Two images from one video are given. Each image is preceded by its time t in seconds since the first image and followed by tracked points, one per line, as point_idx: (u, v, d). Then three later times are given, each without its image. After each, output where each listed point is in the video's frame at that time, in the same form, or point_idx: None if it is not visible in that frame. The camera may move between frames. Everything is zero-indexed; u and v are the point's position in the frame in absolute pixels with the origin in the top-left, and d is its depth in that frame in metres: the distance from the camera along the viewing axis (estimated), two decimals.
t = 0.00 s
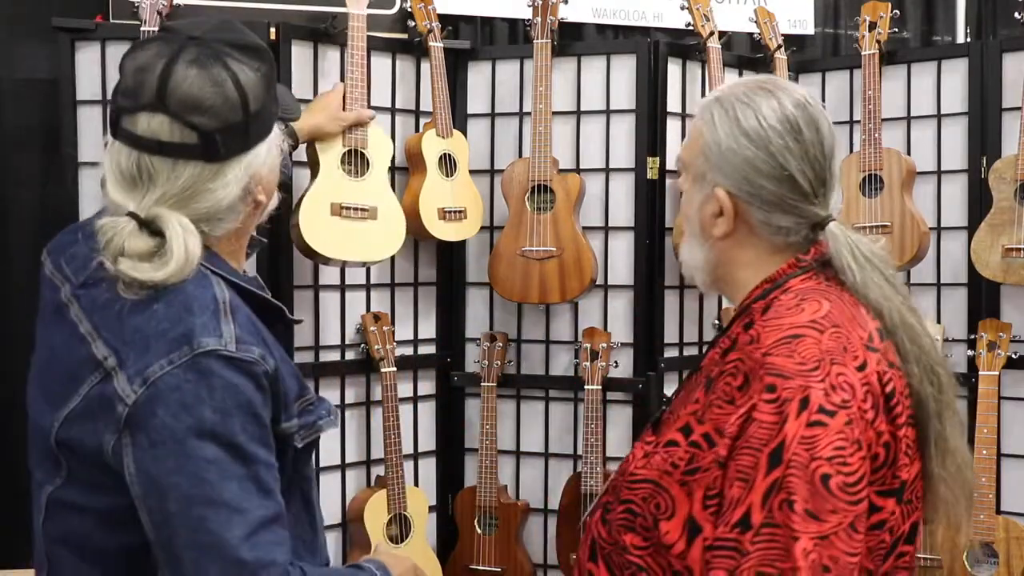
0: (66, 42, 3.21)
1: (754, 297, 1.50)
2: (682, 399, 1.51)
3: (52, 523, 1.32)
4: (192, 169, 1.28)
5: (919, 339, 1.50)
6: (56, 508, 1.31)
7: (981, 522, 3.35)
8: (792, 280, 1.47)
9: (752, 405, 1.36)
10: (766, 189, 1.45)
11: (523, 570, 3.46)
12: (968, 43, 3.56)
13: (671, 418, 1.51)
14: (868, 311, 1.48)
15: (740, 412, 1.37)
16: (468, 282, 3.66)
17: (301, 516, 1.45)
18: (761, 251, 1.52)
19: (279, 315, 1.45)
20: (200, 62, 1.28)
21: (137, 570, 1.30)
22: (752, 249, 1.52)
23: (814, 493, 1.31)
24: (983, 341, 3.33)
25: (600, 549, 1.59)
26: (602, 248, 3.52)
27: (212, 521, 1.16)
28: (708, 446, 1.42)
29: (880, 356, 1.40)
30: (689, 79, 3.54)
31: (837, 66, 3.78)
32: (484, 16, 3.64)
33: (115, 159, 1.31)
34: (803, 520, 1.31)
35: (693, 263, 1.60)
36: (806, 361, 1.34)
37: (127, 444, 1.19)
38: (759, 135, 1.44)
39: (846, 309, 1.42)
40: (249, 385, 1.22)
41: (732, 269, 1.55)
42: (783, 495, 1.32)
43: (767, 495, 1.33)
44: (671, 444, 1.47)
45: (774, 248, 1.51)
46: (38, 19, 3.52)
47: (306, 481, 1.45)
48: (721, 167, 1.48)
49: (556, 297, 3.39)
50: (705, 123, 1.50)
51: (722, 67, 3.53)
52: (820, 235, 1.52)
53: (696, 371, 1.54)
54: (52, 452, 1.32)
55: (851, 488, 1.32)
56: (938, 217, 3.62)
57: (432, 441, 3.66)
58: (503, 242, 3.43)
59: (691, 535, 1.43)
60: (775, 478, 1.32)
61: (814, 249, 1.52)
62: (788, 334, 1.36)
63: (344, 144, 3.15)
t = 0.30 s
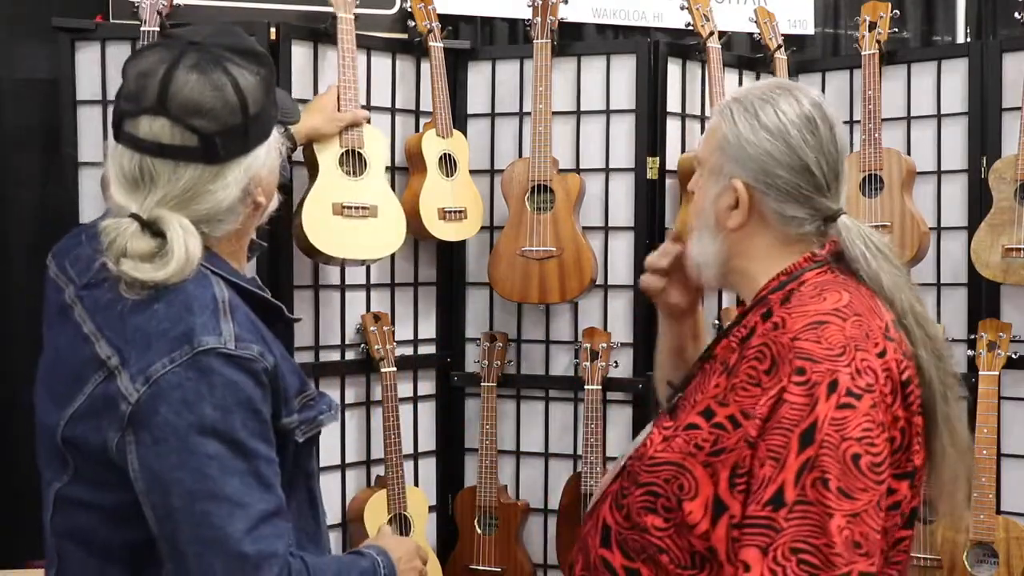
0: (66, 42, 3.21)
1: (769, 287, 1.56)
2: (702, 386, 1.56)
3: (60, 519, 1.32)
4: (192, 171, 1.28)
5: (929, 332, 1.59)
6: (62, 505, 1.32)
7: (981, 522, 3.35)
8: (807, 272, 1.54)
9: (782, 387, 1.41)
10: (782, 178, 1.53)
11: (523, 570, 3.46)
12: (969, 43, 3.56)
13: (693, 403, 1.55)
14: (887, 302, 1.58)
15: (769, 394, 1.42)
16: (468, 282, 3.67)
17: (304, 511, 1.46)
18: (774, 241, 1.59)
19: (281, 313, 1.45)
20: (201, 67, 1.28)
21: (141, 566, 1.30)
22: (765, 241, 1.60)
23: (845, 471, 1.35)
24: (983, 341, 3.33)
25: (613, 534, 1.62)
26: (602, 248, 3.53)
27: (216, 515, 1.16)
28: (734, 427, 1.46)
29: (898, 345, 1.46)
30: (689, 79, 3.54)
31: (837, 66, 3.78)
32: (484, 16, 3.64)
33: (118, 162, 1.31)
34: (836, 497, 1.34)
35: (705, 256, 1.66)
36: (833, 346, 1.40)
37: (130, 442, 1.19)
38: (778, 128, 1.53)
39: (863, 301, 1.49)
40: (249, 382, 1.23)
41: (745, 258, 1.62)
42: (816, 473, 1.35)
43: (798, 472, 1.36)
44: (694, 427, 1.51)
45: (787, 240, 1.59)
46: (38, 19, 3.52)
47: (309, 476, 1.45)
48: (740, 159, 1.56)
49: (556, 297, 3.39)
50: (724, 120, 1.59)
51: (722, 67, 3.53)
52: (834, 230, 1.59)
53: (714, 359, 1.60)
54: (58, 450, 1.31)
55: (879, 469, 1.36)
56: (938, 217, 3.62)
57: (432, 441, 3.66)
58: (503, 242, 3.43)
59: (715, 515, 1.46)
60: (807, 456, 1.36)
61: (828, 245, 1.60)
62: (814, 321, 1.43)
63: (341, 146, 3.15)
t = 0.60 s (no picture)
0: (66, 42, 3.22)
1: (780, 289, 1.57)
2: (714, 389, 1.56)
3: (61, 518, 1.32)
4: (185, 172, 1.28)
5: (931, 328, 1.63)
6: (63, 505, 1.32)
7: (981, 522, 3.35)
8: (817, 275, 1.56)
9: (810, 393, 1.41)
10: (789, 179, 1.54)
11: (523, 570, 3.46)
12: (969, 43, 3.56)
13: (707, 407, 1.55)
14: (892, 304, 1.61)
15: (797, 401, 1.42)
16: (468, 282, 3.67)
17: (305, 510, 1.46)
18: (779, 242, 1.60)
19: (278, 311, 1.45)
20: (200, 70, 1.29)
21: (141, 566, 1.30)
22: (772, 242, 1.60)
23: (882, 474, 1.37)
24: (983, 342, 3.33)
25: (627, 539, 1.62)
26: (602, 248, 3.53)
27: (214, 515, 1.17)
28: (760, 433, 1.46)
29: (908, 346, 1.50)
30: (689, 79, 3.54)
31: (837, 66, 3.78)
32: (484, 16, 3.64)
33: (117, 163, 1.32)
34: (874, 500, 1.36)
35: (710, 259, 1.67)
36: (856, 351, 1.41)
37: (129, 442, 1.19)
38: (784, 130, 1.55)
39: (876, 303, 1.51)
40: (249, 383, 1.23)
41: (750, 259, 1.62)
42: (853, 477, 1.37)
43: (838, 477, 1.37)
44: (715, 431, 1.50)
45: (794, 240, 1.59)
46: (38, 19, 3.52)
47: (309, 474, 1.45)
48: (746, 160, 1.57)
49: (556, 298, 3.39)
50: (727, 122, 1.60)
51: (722, 67, 3.53)
52: (839, 233, 1.65)
53: (724, 359, 1.60)
54: (59, 450, 1.32)
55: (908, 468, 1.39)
56: (938, 217, 3.62)
57: (432, 441, 3.66)
58: (503, 242, 3.43)
59: (743, 519, 1.46)
60: (843, 461, 1.37)
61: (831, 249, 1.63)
62: (836, 325, 1.44)
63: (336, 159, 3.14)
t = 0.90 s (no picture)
0: (66, 42, 3.21)
1: (783, 289, 1.58)
2: (722, 389, 1.57)
3: (60, 514, 1.32)
4: (186, 164, 1.28)
5: (928, 328, 1.64)
6: (62, 501, 1.32)
7: (981, 522, 3.35)
8: (818, 275, 1.58)
9: (826, 392, 1.42)
10: (781, 178, 1.55)
11: (524, 569, 3.46)
12: (969, 43, 3.56)
13: (715, 407, 1.56)
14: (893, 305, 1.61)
15: (813, 399, 1.43)
16: (468, 282, 3.67)
17: (305, 509, 1.46)
18: (775, 240, 1.61)
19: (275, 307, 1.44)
20: (210, 66, 1.30)
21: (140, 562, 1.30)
22: (766, 242, 1.61)
23: (902, 468, 1.38)
24: (983, 341, 3.34)
25: (636, 539, 1.62)
26: (602, 248, 3.52)
27: (212, 508, 1.16)
28: (774, 431, 1.47)
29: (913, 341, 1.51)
30: (689, 80, 3.54)
31: (837, 66, 3.78)
32: (485, 16, 3.64)
33: (121, 153, 1.33)
34: (897, 494, 1.37)
35: (706, 264, 1.67)
36: (868, 348, 1.42)
37: (127, 436, 1.19)
38: (772, 129, 1.56)
39: (880, 300, 1.53)
40: (248, 377, 1.22)
41: (748, 259, 1.63)
42: (875, 472, 1.37)
43: (859, 473, 1.37)
44: (727, 431, 1.52)
45: (789, 238, 1.60)
46: (38, 19, 3.51)
47: (309, 473, 1.45)
48: (734, 163, 1.57)
49: (556, 298, 3.39)
50: (714, 126, 1.61)
51: (722, 67, 3.53)
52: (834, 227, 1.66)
53: (726, 358, 1.61)
54: (58, 447, 1.32)
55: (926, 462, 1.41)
56: (938, 217, 3.62)
57: (432, 441, 3.66)
58: (503, 242, 3.43)
59: (760, 517, 1.47)
60: (865, 458, 1.37)
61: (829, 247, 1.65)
62: (848, 323, 1.45)
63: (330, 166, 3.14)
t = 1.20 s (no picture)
0: (66, 42, 3.22)
1: (767, 288, 1.56)
2: (712, 392, 1.55)
3: (54, 514, 1.32)
4: (184, 161, 1.28)
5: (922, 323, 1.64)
6: (56, 501, 1.32)
7: (981, 522, 3.35)
8: (801, 271, 1.56)
9: (828, 391, 1.41)
10: (733, 178, 1.53)
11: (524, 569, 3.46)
12: (969, 43, 3.56)
13: (707, 410, 1.54)
14: (881, 300, 1.58)
15: (813, 398, 1.42)
16: (468, 282, 3.67)
17: (302, 511, 1.46)
18: (746, 239, 1.58)
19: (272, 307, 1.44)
20: (212, 65, 1.31)
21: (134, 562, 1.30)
22: (738, 242, 1.58)
23: (917, 462, 1.38)
24: (983, 341, 3.33)
25: (633, 548, 1.60)
26: (602, 248, 3.52)
27: (206, 509, 1.16)
28: (772, 432, 1.46)
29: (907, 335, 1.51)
30: (689, 79, 3.55)
31: (837, 66, 3.78)
32: (484, 16, 3.64)
33: (119, 150, 1.33)
34: (915, 489, 1.37)
35: (688, 273, 1.66)
36: (865, 344, 1.42)
37: (122, 435, 1.19)
38: (718, 132, 1.54)
39: (869, 295, 1.52)
40: (244, 376, 1.22)
41: (719, 262, 1.60)
42: (891, 469, 1.37)
43: (874, 471, 1.37)
44: (723, 433, 1.49)
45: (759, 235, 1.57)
46: (38, 19, 3.52)
47: (306, 474, 1.45)
48: (689, 171, 1.57)
49: (556, 297, 3.39)
50: (668, 138, 1.61)
51: (722, 67, 3.53)
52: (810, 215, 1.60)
53: (716, 359, 1.60)
54: (53, 446, 1.32)
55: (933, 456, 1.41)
56: (938, 217, 3.62)
57: (432, 441, 3.66)
58: (503, 242, 3.43)
59: (762, 520, 1.46)
60: (879, 455, 1.37)
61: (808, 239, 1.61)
62: (841, 319, 1.44)
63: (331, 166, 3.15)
